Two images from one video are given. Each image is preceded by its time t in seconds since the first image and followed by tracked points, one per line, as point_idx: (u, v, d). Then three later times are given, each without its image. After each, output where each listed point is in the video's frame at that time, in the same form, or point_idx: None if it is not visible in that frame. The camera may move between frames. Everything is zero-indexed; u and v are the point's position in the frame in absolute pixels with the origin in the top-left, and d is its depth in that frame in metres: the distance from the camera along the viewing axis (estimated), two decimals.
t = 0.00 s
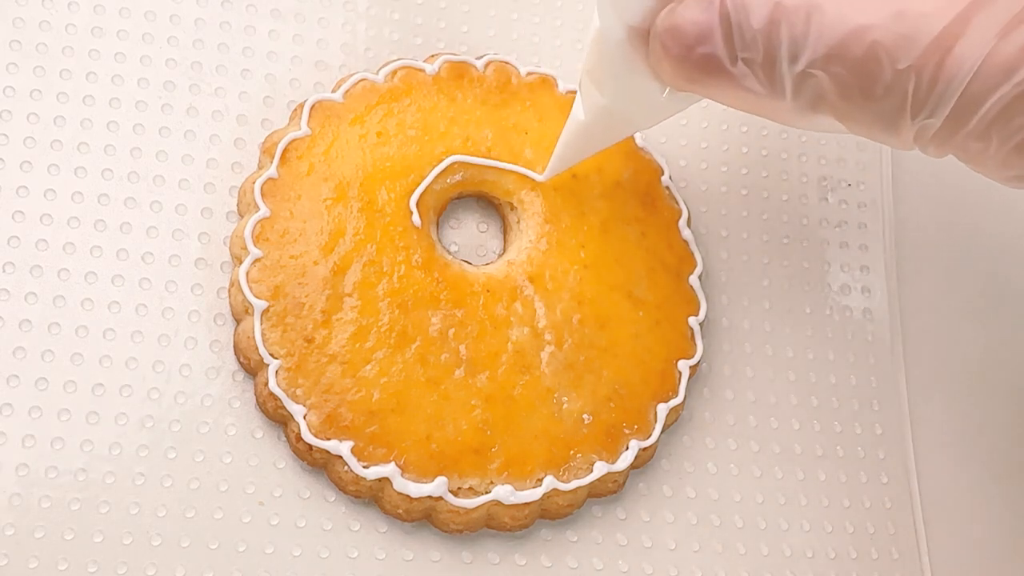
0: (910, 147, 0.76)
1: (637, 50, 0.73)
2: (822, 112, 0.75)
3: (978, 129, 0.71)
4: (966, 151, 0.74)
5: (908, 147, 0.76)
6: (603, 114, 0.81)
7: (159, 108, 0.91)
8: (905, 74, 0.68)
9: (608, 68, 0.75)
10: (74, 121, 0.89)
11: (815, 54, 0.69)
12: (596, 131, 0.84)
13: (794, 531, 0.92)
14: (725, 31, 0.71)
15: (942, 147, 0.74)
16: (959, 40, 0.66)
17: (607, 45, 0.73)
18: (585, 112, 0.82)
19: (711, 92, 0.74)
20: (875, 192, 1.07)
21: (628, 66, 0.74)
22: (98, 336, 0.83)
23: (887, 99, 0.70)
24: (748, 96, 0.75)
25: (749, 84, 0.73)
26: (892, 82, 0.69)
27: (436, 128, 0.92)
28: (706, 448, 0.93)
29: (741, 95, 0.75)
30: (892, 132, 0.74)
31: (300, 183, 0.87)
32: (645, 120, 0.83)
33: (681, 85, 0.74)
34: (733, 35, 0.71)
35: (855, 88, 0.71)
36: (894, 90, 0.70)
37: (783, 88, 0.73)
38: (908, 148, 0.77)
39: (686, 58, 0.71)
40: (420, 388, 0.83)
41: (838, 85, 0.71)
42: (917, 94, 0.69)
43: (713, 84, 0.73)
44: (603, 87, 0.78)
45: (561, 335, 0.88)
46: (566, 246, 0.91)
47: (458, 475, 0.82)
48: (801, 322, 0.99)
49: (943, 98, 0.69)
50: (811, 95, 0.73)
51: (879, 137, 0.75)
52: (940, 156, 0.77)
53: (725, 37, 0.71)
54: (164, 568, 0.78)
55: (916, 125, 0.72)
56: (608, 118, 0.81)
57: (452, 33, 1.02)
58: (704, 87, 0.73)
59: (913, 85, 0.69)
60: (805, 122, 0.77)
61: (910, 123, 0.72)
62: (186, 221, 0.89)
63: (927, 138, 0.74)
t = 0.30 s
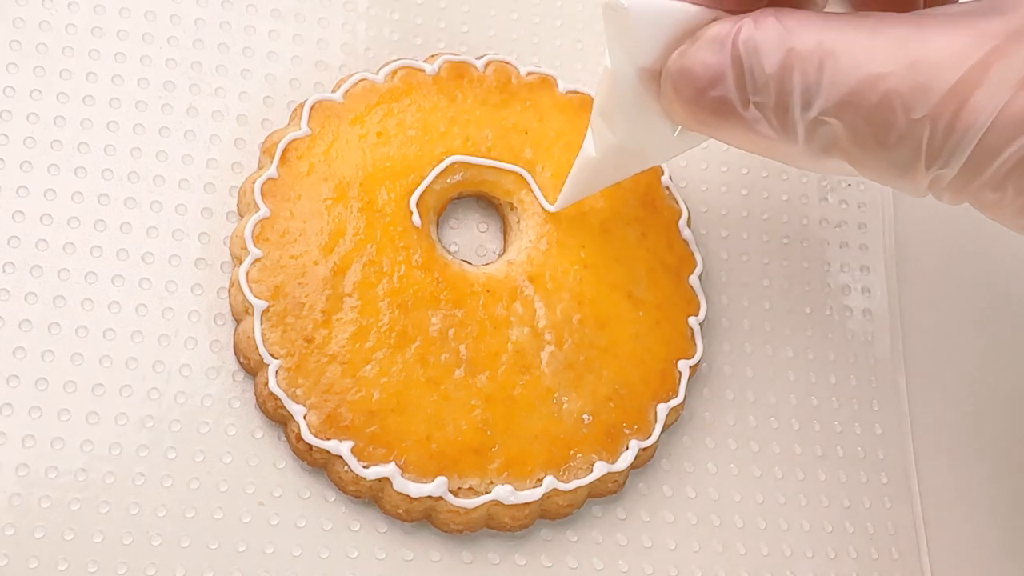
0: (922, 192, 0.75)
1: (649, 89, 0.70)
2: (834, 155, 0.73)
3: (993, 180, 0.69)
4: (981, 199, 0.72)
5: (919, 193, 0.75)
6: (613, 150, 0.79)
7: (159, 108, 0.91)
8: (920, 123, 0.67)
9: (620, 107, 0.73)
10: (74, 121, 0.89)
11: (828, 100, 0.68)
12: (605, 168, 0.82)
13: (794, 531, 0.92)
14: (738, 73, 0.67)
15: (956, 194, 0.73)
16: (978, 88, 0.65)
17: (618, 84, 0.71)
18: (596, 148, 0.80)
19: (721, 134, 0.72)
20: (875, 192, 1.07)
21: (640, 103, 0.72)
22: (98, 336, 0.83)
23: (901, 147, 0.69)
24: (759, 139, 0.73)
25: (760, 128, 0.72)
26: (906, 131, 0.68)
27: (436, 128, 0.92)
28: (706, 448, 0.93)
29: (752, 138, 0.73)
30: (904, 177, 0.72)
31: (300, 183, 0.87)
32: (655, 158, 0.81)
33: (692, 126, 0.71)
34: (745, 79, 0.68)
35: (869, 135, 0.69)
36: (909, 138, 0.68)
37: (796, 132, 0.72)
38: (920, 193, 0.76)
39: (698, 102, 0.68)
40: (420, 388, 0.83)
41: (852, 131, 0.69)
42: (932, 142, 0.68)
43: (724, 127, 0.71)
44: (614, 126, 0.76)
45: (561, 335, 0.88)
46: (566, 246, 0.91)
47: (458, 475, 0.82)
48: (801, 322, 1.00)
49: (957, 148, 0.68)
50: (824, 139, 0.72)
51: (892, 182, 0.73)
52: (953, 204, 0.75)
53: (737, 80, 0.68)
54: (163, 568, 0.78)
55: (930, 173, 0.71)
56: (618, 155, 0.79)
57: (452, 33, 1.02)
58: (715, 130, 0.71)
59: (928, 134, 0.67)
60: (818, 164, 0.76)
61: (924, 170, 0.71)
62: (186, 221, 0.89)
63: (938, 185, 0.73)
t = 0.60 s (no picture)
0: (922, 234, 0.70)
1: (639, 132, 0.70)
2: (829, 197, 0.69)
3: (988, 226, 0.64)
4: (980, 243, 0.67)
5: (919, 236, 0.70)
6: (605, 192, 0.78)
7: (159, 108, 0.91)
8: (912, 167, 0.62)
9: (610, 150, 0.73)
10: (74, 121, 0.89)
11: (819, 143, 0.64)
12: (595, 205, 0.81)
13: (794, 531, 0.91)
14: (725, 112, 0.66)
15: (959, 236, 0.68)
16: (972, 131, 0.60)
17: (606, 127, 0.71)
18: (589, 192, 0.80)
19: (711, 175, 0.70)
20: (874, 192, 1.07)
21: (629, 145, 0.72)
22: (98, 336, 0.83)
23: (895, 192, 0.65)
24: (750, 178, 0.70)
25: (750, 169, 0.69)
26: (900, 174, 0.63)
27: (436, 128, 0.92)
28: (706, 448, 0.93)
29: (743, 178, 0.70)
30: (902, 221, 0.68)
31: (300, 183, 0.87)
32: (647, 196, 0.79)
33: (682, 166, 0.70)
34: (734, 119, 0.66)
35: (862, 178, 0.65)
36: (903, 182, 0.64)
37: (787, 173, 0.69)
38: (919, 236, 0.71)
39: (688, 143, 0.67)
40: (420, 388, 0.83)
41: (844, 174, 0.65)
42: (927, 186, 0.63)
43: (714, 168, 0.69)
44: (604, 167, 0.75)
45: (561, 335, 0.88)
46: (566, 247, 0.91)
47: (458, 475, 0.82)
48: (801, 322, 1.00)
49: (952, 192, 0.63)
50: (817, 182, 0.68)
51: (890, 224, 0.69)
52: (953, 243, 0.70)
53: (726, 120, 0.66)
54: (163, 568, 0.78)
55: (926, 217, 0.66)
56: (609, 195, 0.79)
57: (452, 33, 1.02)
58: (704, 169, 0.70)
59: (922, 178, 0.63)
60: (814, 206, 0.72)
61: (921, 213, 0.66)
62: (186, 221, 0.89)
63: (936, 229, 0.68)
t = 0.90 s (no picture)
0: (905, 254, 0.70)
1: (620, 157, 0.69)
2: (813, 218, 0.69)
3: (976, 246, 0.64)
4: (968, 265, 0.67)
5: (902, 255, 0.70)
6: (588, 218, 0.78)
7: (159, 108, 0.91)
8: (897, 188, 0.62)
9: (591, 175, 0.72)
10: (74, 121, 0.89)
11: (803, 165, 0.64)
12: (578, 230, 0.81)
13: (794, 531, 0.91)
14: (706, 137, 0.65)
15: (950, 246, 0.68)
16: (956, 152, 0.60)
17: (587, 151, 0.70)
18: (571, 215, 0.79)
19: (694, 199, 0.69)
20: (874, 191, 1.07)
21: (610, 170, 0.71)
22: (98, 336, 0.83)
23: (880, 214, 0.65)
24: (733, 203, 0.70)
25: (733, 192, 0.69)
26: (884, 196, 0.63)
27: (436, 128, 0.92)
28: (706, 448, 0.93)
29: (725, 202, 0.70)
30: (889, 241, 0.68)
31: (300, 183, 0.87)
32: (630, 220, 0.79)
33: (663, 190, 0.69)
34: (716, 143, 0.65)
35: (845, 201, 0.65)
36: (888, 204, 0.64)
37: (770, 197, 0.68)
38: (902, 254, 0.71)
39: (669, 167, 0.66)
40: (420, 388, 0.83)
41: (828, 197, 0.65)
42: (912, 208, 0.63)
43: (697, 192, 0.68)
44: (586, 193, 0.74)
45: (561, 335, 0.88)
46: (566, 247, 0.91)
47: (458, 475, 0.82)
48: (801, 322, 1.00)
49: (938, 213, 0.63)
50: (802, 204, 0.68)
51: (875, 244, 0.69)
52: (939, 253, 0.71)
53: (708, 144, 0.65)
54: (163, 568, 0.78)
55: (911, 237, 0.66)
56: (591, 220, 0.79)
57: (452, 33, 1.02)
58: (686, 193, 0.69)
59: (907, 199, 0.63)
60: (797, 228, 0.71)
61: (906, 233, 0.66)
62: (186, 221, 0.89)
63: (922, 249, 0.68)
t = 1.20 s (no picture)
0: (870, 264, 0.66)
1: (576, 170, 0.68)
2: (775, 229, 0.65)
3: (933, 254, 0.60)
4: (927, 272, 0.62)
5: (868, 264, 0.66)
6: (545, 232, 0.76)
7: (159, 108, 0.91)
8: (851, 198, 0.59)
9: (546, 189, 0.70)
10: (74, 121, 0.89)
11: (755, 175, 0.61)
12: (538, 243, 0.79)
13: (794, 531, 0.91)
14: (660, 146, 0.62)
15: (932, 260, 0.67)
16: (910, 159, 0.56)
17: (541, 166, 0.68)
18: (532, 230, 0.77)
19: (651, 211, 0.66)
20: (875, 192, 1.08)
21: (566, 184, 0.69)
22: (98, 336, 0.83)
23: (838, 224, 0.61)
24: (690, 215, 0.66)
25: (690, 204, 0.65)
26: (841, 206, 0.59)
27: (435, 128, 0.92)
28: (706, 447, 0.93)
29: (683, 214, 0.66)
30: (846, 251, 0.64)
31: (300, 183, 0.87)
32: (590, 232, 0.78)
33: (618, 202, 0.66)
34: (670, 153, 0.62)
35: (803, 211, 0.61)
36: (843, 214, 0.60)
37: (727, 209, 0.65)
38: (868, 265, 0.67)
39: (626, 179, 0.64)
40: (420, 387, 0.83)
41: (785, 208, 0.62)
42: (869, 218, 0.59)
43: (654, 204, 0.66)
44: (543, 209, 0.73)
45: (561, 335, 0.88)
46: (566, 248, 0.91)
47: (458, 475, 0.82)
48: (801, 322, 1.00)
49: (897, 221, 0.59)
50: (760, 216, 0.64)
51: (837, 255, 0.65)
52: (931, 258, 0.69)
53: (663, 154, 0.63)
54: (163, 568, 0.78)
55: (872, 249, 0.62)
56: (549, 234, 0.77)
57: (452, 33, 1.02)
58: (642, 205, 0.66)
59: (863, 209, 0.59)
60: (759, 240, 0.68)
61: (866, 245, 0.62)
62: (186, 221, 0.89)
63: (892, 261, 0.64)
